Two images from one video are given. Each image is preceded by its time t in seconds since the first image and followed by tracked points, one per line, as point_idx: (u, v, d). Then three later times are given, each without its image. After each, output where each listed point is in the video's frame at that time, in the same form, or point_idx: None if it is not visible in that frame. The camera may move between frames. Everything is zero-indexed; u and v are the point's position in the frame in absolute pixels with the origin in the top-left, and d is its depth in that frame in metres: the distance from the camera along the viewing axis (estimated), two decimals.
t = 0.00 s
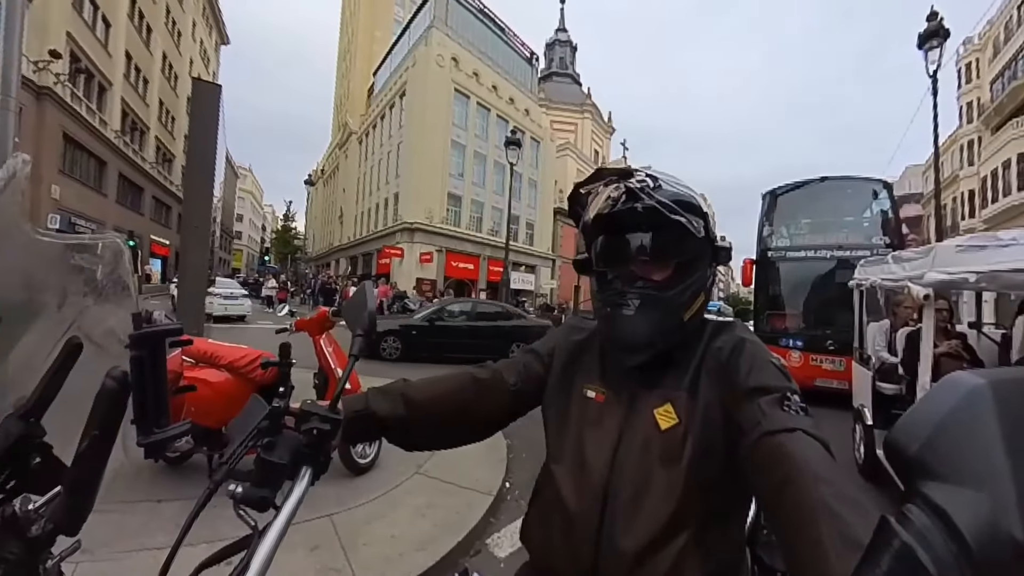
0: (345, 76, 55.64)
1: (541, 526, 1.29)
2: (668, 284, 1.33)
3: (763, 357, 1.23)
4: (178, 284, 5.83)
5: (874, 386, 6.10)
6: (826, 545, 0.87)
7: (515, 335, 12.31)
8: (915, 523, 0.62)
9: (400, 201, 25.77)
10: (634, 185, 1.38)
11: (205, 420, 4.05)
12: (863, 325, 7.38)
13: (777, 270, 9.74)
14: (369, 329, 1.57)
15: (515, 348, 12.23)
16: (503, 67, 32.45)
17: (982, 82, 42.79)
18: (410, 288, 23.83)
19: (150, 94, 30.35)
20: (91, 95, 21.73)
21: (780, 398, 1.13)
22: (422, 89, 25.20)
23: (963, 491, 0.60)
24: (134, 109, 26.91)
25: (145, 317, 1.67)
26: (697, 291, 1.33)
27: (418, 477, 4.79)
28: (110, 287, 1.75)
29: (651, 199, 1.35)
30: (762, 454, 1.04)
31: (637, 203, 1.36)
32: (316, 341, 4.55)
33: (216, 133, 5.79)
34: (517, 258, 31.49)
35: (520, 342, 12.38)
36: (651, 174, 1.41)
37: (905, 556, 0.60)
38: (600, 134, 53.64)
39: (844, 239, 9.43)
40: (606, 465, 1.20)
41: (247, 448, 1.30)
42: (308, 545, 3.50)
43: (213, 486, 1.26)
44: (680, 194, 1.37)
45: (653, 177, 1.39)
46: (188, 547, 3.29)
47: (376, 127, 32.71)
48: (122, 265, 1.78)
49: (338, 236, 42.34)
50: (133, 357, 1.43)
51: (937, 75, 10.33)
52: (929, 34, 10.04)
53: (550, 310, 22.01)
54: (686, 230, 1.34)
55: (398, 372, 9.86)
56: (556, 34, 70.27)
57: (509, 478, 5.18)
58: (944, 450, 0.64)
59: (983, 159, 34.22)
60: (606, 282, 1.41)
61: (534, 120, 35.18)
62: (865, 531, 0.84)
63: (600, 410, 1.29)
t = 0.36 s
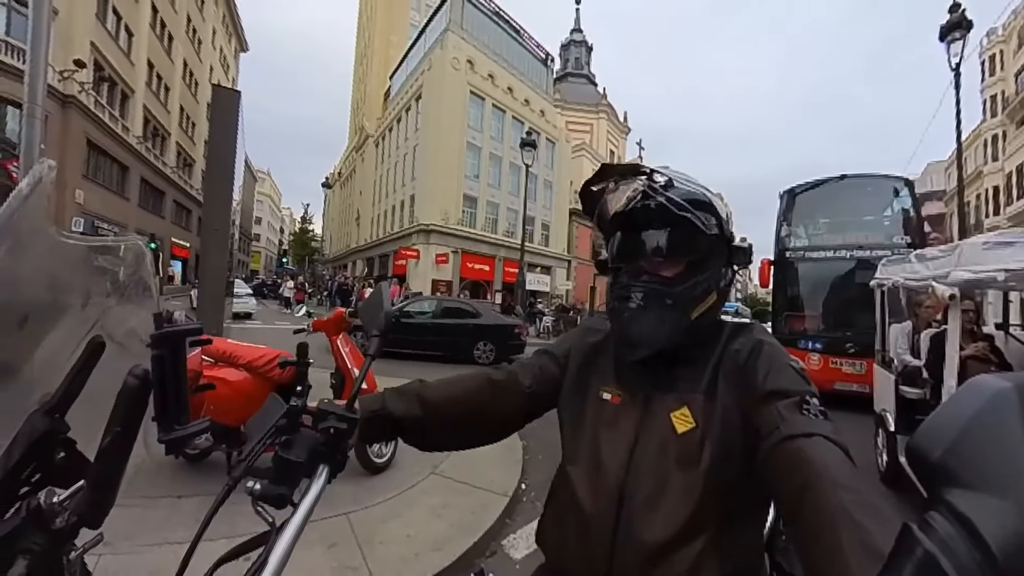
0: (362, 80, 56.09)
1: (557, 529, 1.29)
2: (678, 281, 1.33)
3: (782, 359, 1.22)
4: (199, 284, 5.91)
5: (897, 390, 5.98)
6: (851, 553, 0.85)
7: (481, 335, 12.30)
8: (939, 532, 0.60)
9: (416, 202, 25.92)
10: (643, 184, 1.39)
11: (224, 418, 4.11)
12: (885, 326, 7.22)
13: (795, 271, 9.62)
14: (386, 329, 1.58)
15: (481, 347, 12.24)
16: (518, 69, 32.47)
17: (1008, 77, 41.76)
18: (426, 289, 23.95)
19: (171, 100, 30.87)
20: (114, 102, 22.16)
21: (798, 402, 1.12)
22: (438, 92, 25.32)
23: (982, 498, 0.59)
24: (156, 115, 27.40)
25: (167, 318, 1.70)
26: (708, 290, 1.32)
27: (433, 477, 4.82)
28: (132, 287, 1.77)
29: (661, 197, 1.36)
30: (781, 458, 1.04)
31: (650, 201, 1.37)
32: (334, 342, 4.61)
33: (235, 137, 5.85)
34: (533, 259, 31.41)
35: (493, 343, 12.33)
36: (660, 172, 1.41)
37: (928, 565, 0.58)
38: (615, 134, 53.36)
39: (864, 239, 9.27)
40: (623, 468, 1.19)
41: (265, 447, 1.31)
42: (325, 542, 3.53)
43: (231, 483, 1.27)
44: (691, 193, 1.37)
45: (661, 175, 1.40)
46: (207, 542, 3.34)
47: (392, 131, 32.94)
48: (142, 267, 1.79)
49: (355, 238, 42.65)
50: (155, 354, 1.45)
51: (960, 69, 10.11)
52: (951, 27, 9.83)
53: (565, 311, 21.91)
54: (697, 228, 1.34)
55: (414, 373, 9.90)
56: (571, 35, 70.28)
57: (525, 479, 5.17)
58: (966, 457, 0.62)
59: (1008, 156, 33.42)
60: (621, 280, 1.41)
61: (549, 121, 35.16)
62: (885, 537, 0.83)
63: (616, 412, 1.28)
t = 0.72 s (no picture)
0: (378, 83, 56.52)
1: (573, 532, 1.28)
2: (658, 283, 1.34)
3: (798, 359, 1.20)
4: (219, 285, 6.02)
5: (920, 393, 5.84)
6: (870, 559, 0.84)
7: (446, 332, 12.01)
8: (963, 540, 0.59)
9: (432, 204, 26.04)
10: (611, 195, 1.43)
11: (243, 417, 4.19)
12: (908, 328, 7.04)
13: (814, 271, 9.47)
14: (401, 329, 1.59)
15: (444, 345, 11.98)
16: (533, 70, 32.46)
17: None
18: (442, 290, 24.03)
19: (192, 107, 31.44)
20: (137, 111, 22.67)
21: (815, 403, 1.10)
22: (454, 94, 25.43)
23: (1007, 507, 0.58)
24: (177, 122, 27.94)
25: (187, 317, 1.73)
26: (686, 291, 1.30)
27: (449, 478, 4.83)
28: (154, 288, 1.79)
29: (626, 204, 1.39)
30: (798, 461, 1.03)
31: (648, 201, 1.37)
32: (351, 342, 4.64)
33: (254, 142, 5.96)
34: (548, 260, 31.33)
35: (457, 339, 12.24)
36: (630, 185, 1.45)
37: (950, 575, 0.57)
38: (631, 134, 53.02)
39: (885, 237, 9.08)
40: (637, 471, 1.18)
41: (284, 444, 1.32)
42: (342, 541, 3.56)
43: (250, 480, 1.28)
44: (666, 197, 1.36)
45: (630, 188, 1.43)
46: (226, 538, 3.39)
47: (408, 134, 33.15)
48: (164, 268, 1.83)
49: (371, 240, 42.98)
50: (177, 353, 1.48)
51: (984, 62, 9.88)
52: (974, 17, 9.61)
53: (582, 312, 21.80)
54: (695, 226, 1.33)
55: (429, 374, 9.94)
56: (586, 35, 70.02)
57: (540, 481, 5.15)
58: (990, 463, 0.61)
59: None
60: (630, 281, 1.40)
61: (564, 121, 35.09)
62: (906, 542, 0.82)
63: (631, 414, 1.27)
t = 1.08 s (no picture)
0: (395, 86, 56.94)
1: (588, 534, 1.28)
2: (700, 286, 1.32)
3: (813, 361, 1.19)
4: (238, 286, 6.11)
5: (943, 397, 5.71)
6: (880, 561, 0.85)
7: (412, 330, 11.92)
8: (983, 550, 0.59)
9: (447, 206, 26.16)
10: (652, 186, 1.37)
11: (262, 415, 4.24)
12: (930, 329, 6.83)
13: (833, 272, 9.34)
14: (417, 330, 1.60)
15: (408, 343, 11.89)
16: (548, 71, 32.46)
17: None
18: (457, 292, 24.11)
19: (212, 113, 32.00)
20: (159, 118, 23.14)
21: (830, 404, 1.09)
22: (469, 97, 25.54)
23: None
24: (197, 128, 28.45)
25: (205, 318, 1.75)
26: (731, 288, 1.32)
27: (465, 478, 4.84)
28: (174, 289, 1.83)
29: (674, 201, 1.33)
30: (813, 465, 1.02)
31: (665, 204, 1.35)
32: (366, 342, 4.67)
33: (272, 147, 6.04)
34: (564, 261, 31.25)
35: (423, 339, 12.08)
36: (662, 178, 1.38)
37: None
38: (647, 133, 52.69)
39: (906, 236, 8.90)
40: (650, 475, 1.18)
41: (299, 443, 1.32)
42: (359, 539, 3.59)
43: (266, 478, 1.29)
44: (706, 190, 1.36)
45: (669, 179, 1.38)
46: (244, 534, 3.43)
47: (424, 137, 33.37)
48: (182, 271, 1.86)
49: (388, 241, 43.31)
50: (195, 354, 1.50)
51: (1007, 53, 9.65)
52: (997, 7, 9.40)
53: (598, 313, 21.73)
54: (715, 230, 1.32)
55: (445, 375, 9.98)
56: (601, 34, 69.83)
57: (556, 483, 5.14)
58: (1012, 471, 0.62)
59: None
60: (643, 284, 1.40)
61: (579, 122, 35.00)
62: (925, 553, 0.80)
63: (644, 417, 1.27)
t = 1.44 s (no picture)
0: (411, 90, 57.29)
1: (605, 537, 1.27)
2: (731, 294, 1.30)
3: (834, 364, 1.19)
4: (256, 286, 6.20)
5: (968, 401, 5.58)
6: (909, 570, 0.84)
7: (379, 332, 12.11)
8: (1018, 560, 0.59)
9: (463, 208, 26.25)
10: (687, 183, 1.37)
11: (280, 415, 4.28)
12: (954, 331, 6.64)
13: (854, 271, 9.19)
14: (433, 332, 1.61)
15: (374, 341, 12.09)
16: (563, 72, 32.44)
17: None
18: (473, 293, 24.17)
19: (231, 119, 32.51)
20: (180, 124, 23.56)
21: (853, 409, 1.09)
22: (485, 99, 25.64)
23: None
24: (217, 133, 28.92)
25: (226, 320, 1.77)
26: (762, 296, 1.30)
27: (481, 480, 4.85)
28: (193, 291, 1.86)
29: (710, 200, 1.32)
30: (836, 471, 1.02)
31: (696, 206, 1.33)
32: (383, 344, 4.70)
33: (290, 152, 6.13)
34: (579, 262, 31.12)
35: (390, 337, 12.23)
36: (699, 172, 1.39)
37: None
38: (664, 133, 52.31)
39: (929, 234, 8.72)
40: (670, 478, 1.17)
41: (318, 443, 1.34)
42: (375, 539, 3.62)
43: (286, 477, 1.30)
44: (740, 191, 1.35)
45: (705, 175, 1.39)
46: (262, 532, 3.48)
47: (439, 139, 33.54)
48: (202, 272, 1.89)
49: (404, 243, 43.55)
50: (214, 355, 1.52)
51: None
52: None
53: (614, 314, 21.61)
54: (747, 233, 1.30)
55: (461, 376, 10.01)
56: (616, 34, 69.44)
57: (572, 485, 5.13)
58: None
59: None
60: (665, 286, 1.39)
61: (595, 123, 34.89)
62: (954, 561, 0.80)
63: (663, 419, 1.26)
